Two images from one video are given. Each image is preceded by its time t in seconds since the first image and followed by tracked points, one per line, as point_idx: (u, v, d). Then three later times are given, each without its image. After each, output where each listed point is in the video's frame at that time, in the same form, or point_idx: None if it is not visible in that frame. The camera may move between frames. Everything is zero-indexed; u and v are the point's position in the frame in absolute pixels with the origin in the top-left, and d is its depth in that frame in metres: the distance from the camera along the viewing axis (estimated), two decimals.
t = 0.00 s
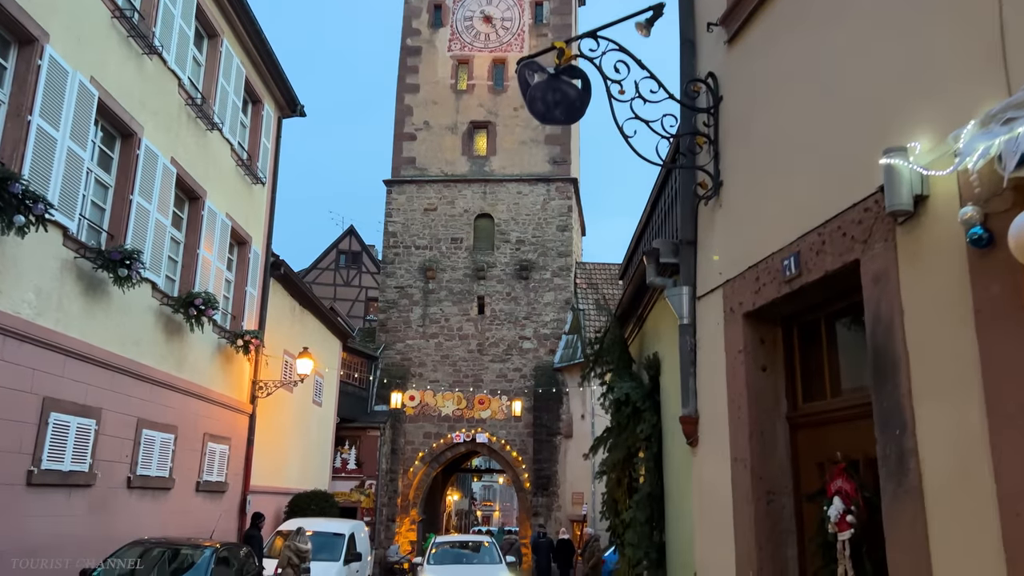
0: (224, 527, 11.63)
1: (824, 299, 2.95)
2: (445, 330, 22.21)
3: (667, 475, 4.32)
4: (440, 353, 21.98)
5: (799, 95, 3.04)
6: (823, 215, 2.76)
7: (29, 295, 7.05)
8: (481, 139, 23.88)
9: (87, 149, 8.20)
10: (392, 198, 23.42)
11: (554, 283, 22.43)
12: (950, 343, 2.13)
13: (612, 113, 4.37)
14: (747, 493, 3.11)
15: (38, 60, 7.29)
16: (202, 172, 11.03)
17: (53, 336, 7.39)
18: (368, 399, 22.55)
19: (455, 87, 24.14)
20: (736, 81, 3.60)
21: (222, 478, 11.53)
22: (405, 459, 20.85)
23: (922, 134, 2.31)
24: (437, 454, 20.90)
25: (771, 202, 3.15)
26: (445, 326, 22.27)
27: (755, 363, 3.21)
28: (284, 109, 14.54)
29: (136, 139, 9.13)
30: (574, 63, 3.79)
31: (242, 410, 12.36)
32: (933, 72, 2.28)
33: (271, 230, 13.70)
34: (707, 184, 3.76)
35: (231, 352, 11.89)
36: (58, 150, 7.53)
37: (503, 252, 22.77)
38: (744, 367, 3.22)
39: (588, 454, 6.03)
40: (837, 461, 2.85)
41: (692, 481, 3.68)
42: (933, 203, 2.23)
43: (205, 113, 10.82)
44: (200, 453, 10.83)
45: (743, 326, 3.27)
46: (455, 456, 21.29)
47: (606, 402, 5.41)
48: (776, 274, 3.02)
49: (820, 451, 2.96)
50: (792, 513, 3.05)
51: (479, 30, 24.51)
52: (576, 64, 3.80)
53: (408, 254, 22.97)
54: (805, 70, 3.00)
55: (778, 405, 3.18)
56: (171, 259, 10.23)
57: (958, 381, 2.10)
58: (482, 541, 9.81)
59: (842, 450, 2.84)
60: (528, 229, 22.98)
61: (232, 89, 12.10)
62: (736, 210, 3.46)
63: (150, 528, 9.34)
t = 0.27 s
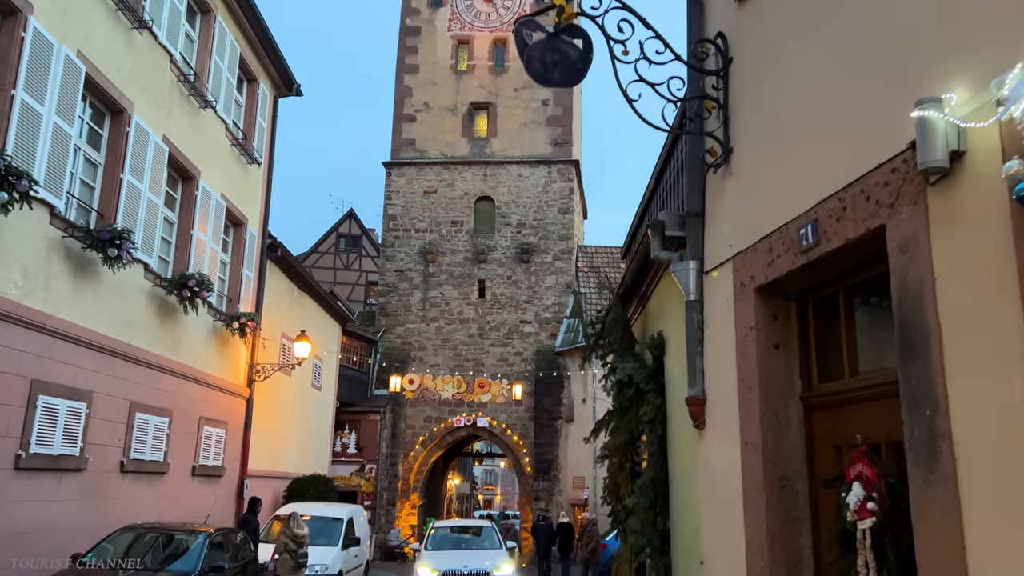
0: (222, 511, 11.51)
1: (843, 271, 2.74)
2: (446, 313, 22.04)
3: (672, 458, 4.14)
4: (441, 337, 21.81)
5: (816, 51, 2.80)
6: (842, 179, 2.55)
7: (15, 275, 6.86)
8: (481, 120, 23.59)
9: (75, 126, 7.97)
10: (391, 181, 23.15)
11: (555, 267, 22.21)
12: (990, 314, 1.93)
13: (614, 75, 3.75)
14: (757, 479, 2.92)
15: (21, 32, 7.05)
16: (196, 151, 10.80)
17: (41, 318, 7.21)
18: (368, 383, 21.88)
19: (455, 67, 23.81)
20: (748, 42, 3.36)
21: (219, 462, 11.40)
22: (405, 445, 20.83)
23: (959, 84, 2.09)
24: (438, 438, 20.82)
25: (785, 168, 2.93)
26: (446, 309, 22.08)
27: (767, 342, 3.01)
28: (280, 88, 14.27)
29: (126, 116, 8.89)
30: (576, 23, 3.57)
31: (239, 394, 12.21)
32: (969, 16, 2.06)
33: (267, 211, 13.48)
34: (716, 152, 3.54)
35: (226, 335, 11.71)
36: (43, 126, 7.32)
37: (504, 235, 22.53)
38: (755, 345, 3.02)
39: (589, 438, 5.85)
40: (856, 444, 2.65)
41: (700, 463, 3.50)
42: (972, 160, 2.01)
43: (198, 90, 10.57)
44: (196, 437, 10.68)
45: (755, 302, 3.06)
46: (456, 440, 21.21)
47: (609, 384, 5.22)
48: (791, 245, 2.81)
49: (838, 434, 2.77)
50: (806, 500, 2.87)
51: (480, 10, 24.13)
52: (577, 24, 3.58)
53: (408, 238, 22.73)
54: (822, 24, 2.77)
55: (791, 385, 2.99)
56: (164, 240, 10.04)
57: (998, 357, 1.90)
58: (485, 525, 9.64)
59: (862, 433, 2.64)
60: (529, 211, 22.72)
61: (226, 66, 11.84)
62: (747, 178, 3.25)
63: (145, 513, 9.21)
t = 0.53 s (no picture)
0: (220, 496, 11.40)
1: (871, 235, 2.54)
2: (447, 298, 21.85)
3: (681, 439, 3.97)
4: (442, 322, 21.64)
5: None
6: (872, 135, 2.35)
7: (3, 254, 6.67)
8: (482, 102, 23.29)
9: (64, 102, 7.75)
10: (391, 164, 22.89)
11: (557, 251, 21.99)
12: None
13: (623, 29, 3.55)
14: (775, 458, 2.73)
15: (6, 3, 6.82)
16: (190, 130, 10.57)
17: (30, 299, 7.02)
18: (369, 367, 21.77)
19: (455, 49, 23.49)
20: None
21: (217, 446, 11.27)
22: (406, 429, 20.67)
23: (1010, 18, 1.88)
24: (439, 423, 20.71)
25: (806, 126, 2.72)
26: (447, 294, 21.90)
27: (786, 312, 2.82)
28: (277, 67, 14.01)
29: (118, 92, 8.67)
30: None
31: (238, 377, 12.06)
32: None
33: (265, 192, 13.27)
34: (730, 112, 3.32)
35: (223, 318, 11.54)
36: (31, 100, 7.10)
37: (506, 218, 22.30)
38: (773, 317, 2.82)
39: (593, 420, 5.70)
40: (885, 421, 2.46)
41: (712, 443, 3.32)
42: None
43: (193, 67, 10.33)
44: (193, 421, 10.54)
45: (773, 271, 2.87)
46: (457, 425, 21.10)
47: (614, 363, 5.04)
48: (814, 207, 2.61)
49: (864, 411, 2.58)
50: (828, 482, 2.68)
51: None
52: None
53: (408, 222, 22.51)
54: None
55: (812, 359, 2.80)
56: (158, 220, 9.86)
57: None
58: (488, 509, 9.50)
59: (892, 409, 2.44)
60: (531, 195, 22.47)
61: (222, 44, 11.59)
62: (763, 139, 3.04)
63: (141, 497, 9.08)
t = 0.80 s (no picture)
0: (219, 480, 11.26)
1: (909, 192, 2.32)
2: (448, 283, 21.65)
3: (695, 420, 3.78)
4: (444, 306, 21.46)
5: None
6: (913, 80, 2.12)
7: None
8: (484, 84, 23.00)
9: (53, 76, 7.50)
10: (392, 146, 22.61)
11: (559, 235, 21.76)
12: None
13: None
14: (801, 437, 2.54)
15: None
16: (186, 108, 10.33)
17: (21, 279, 6.83)
18: (370, 353, 21.98)
19: (457, 30, 23.15)
20: None
21: (216, 430, 11.12)
22: (408, 414, 20.53)
23: None
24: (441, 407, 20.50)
25: (835, 76, 2.50)
26: (449, 278, 21.69)
27: (813, 281, 2.61)
28: (275, 46, 13.76)
29: (109, 67, 8.41)
30: None
31: (236, 361, 11.90)
32: None
33: (263, 173, 13.05)
34: (751, 69, 3.10)
35: (221, 301, 11.36)
36: (18, 73, 6.87)
37: (508, 202, 22.06)
38: (799, 285, 2.62)
39: (601, 401, 5.51)
40: (925, 396, 2.25)
41: (730, 421, 3.12)
42: None
43: (188, 44, 10.08)
44: (191, 405, 10.38)
45: (799, 235, 2.66)
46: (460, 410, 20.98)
47: (622, 342, 4.85)
48: (847, 164, 2.39)
49: (898, 385, 2.38)
50: (858, 461, 2.48)
51: None
52: None
53: (410, 206, 22.27)
54: None
55: (841, 331, 2.60)
56: (153, 199, 9.66)
57: None
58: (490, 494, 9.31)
59: (931, 381, 2.24)
60: (533, 178, 22.21)
61: (218, 20, 11.33)
62: (787, 93, 2.81)
63: (138, 482, 8.93)
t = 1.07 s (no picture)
0: (215, 468, 11.11)
1: (944, 151, 2.11)
2: (449, 269, 21.45)
3: (702, 403, 3.60)
4: (444, 293, 21.27)
5: None
6: (950, 22, 1.90)
7: None
8: (484, 68, 22.70)
9: (38, 52, 7.26)
10: (391, 131, 22.34)
11: (561, 221, 21.51)
12: None
13: None
14: (820, 420, 2.34)
15: None
16: (179, 87, 10.09)
17: (7, 261, 6.64)
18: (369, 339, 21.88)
19: (457, 12, 22.82)
20: None
21: (212, 417, 10.97)
22: (408, 401, 20.40)
23: None
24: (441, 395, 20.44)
25: (860, 25, 2.28)
26: (449, 264, 21.48)
27: (834, 251, 2.41)
28: (271, 26, 13.49)
29: (98, 44, 8.15)
30: None
31: (233, 347, 11.73)
32: None
33: (259, 156, 12.83)
34: (766, 26, 2.88)
35: (217, 285, 11.16)
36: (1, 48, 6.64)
37: (509, 187, 21.81)
38: (820, 256, 2.42)
39: (603, 385, 5.33)
40: (960, 373, 2.05)
41: (740, 403, 2.94)
42: None
43: (180, 21, 9.83)
44: (185, 391, 10.21)
45: (819, 202, 2.45)
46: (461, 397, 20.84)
47: (625, 323, 4.66)
48: (873, 121, 2.18)
49: (928, 363, 2.17)
50: (883, 446, 2.28)
51: None
52: None
53: (410, 191, 22.03)
54: None
55: (864, 305, 2.40)
56: (145, 181, 9.46)
57: None
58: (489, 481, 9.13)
59: (966, 358, 2.03)
60: (534, 163, 21.95)
61: None
62: (805, 49, 2.59)
63: (131, 469, 8.77)
